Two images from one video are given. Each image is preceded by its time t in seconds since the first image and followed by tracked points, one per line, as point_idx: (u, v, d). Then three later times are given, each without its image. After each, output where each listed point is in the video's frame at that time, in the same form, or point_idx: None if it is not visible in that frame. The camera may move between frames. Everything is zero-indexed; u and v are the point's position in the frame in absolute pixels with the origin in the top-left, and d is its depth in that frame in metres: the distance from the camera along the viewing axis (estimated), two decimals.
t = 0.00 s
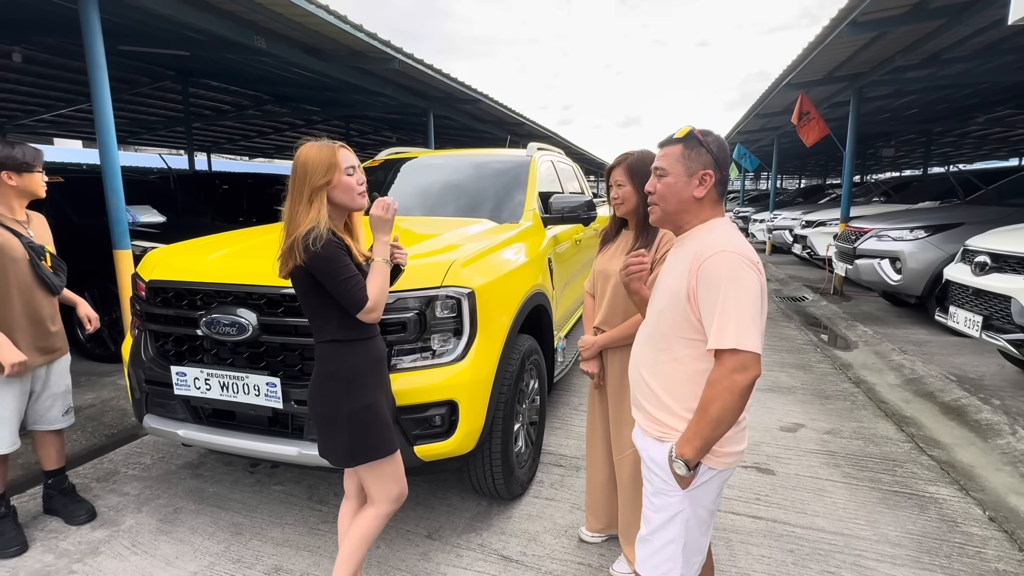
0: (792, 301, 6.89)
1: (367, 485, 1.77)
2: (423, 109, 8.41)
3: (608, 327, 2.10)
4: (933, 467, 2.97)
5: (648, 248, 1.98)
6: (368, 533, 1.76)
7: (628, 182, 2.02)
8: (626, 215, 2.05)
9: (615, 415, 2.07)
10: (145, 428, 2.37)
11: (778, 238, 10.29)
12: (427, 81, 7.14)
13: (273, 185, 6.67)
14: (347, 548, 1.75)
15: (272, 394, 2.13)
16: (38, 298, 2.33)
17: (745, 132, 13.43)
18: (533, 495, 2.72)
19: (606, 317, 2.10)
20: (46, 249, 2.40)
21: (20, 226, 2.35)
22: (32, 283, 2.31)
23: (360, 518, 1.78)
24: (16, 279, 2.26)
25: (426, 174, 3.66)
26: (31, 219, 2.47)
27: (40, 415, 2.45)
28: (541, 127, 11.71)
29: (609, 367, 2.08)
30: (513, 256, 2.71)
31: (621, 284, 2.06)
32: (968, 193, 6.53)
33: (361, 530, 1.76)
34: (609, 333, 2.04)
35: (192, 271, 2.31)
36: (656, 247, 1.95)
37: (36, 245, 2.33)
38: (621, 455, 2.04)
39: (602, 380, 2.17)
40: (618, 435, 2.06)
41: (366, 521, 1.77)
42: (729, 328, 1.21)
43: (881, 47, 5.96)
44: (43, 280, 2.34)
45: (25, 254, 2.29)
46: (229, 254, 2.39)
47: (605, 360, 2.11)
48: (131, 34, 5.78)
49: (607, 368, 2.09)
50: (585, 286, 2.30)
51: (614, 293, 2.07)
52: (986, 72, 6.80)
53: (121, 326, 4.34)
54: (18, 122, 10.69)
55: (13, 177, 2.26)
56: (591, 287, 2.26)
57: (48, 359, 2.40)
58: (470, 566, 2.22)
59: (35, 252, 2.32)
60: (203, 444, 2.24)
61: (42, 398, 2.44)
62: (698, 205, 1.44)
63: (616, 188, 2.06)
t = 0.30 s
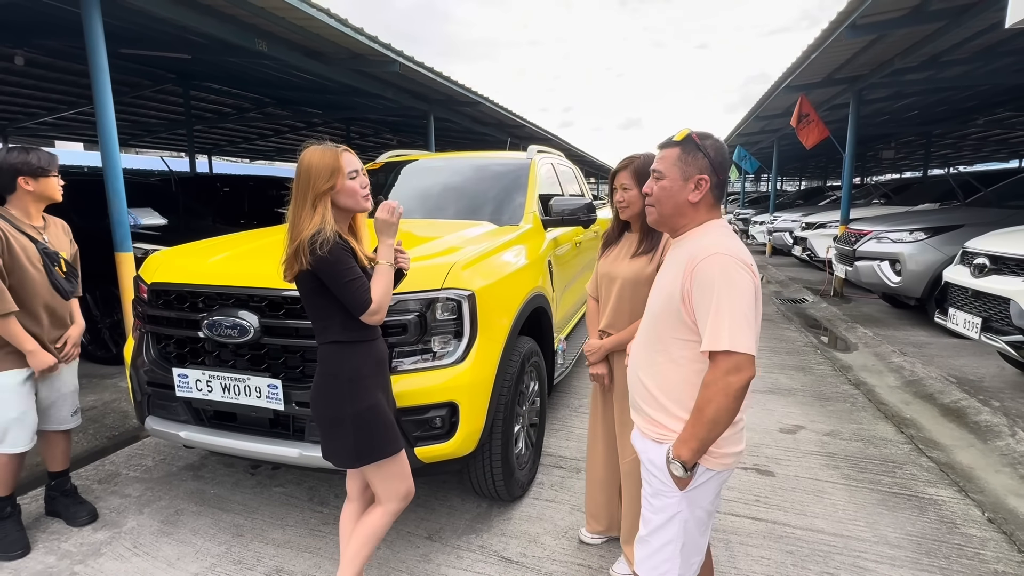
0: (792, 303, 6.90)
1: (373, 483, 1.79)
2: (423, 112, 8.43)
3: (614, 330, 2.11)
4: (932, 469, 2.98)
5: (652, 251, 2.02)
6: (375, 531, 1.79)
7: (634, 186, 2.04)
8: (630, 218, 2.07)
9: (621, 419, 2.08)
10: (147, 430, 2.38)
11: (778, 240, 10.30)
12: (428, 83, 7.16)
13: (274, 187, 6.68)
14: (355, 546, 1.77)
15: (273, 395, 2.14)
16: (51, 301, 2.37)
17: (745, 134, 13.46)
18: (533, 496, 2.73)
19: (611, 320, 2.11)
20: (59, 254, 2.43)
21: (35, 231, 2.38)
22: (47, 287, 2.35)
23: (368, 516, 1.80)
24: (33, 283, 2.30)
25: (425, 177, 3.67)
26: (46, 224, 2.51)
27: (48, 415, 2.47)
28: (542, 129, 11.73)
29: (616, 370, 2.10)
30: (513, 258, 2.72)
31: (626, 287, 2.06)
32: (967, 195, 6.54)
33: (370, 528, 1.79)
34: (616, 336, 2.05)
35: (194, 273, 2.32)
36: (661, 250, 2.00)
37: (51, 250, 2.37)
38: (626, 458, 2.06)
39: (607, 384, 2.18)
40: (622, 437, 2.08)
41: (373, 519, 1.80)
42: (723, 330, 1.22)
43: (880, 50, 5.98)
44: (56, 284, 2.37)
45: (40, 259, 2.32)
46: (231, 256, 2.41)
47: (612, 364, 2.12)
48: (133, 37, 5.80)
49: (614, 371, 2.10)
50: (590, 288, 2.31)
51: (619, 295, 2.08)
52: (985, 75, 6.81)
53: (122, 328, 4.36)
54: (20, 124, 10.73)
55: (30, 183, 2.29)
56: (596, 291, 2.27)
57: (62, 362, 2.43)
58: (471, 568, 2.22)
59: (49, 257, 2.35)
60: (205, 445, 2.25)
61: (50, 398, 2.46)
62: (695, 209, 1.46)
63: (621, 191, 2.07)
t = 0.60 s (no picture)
0: (792, 304, 6.90)
1: (380, 481, 1.80)
2: (423, 114, 8.44)
3: (617, 333, 2.12)
4: (931, 470, 2.99)
5: (654, 254, 2.04)
6: (384, 528, 1.82)
7: (636, 189, 2.05)
8: (632, 221, 2.08)
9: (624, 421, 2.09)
10: (148, 431, 2.39)
11: (778, 241, 10.31)
12: (428, 86, 7.18)
13: (274, 190, 6.70)
14: (367, 544, 1.80)
15: (273, 397, 2.15)
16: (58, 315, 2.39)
17: (745, 136, 13.48)
18: (532, 497, 2.74)
19: (615, 323, 2.12)
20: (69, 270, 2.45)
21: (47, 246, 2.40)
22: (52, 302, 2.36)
23: (378, 513, 1.83)
24: (38, 297, 2.31)
25: (425, 179, 3.68)
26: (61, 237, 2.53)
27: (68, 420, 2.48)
28: (542, 131, 11.74)
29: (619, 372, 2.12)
30: (513, 260, 2.73)
31: (628, 290, 2.08)
32: (966, 197, 6.56)
33: (379, 525, 1.81)
34: (620, 339, 2.07)
35: (194, 275, 2.33)
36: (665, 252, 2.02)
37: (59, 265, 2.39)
38: (629, 460, 2.08)
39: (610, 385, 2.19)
40: (625, 439, 2.09)
41: (383, 517, 1.83)
42: (712, 333, 1.24)
43: (879, 52, 5.99)
44: (62, 299, 2.39)
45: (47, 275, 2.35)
46: (231, 258, 2.42)
47: (616, 366, 2.13)
48: (134, 40, 5.83)
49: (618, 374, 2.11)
50: (592, 291, 2.33)
51: (621, 298, 2.09)
52: (984, 77, 6.83)
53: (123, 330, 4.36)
54: (21, 127, 10.75)
55: (43, 199, 2.30)
56: (598, 293, 2.29)
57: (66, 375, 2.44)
58: (470, 568, 2.23)
59: (57, 274, 2.37)
60: (205, 446, 2.26)
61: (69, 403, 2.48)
62: (689, 211, 1.47)
63: (622, 194, 2.08)
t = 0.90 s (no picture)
0: (790, 306, 6.92)
1: (392, 478, 1.82)
2: (423, 116, 8.46)
3: (616, 335, 2.14)
4: (928, 472, 3.00)
5: (653, 256, 2.05)
6: (409, 517, 1.84)
7: (635, 191, 2.06)
8: (631, 224, 2.09)
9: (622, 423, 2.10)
10: (148, 433, 2.40)
11: (778, 243, 10.33)
12: (428, 88, 7.19)
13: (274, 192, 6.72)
14: (391, 536, 1.82)
15: (272, 398, 2.16)
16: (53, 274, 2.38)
17: (744, 138, 13.51)
18: (531, 498, 2.75)
19: (613, 324, 2.14)
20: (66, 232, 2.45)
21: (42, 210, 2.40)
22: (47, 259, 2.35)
23: (397, 509, 1.84)
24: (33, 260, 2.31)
25: (423, 181, 3.70)
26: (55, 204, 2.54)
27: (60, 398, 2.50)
28: (541, 133, 11.77)
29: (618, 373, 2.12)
30: (512, 262, 2.74)
31: (627, 291, 2.09)
32: (964, 199, 6.57)
33: (402, 519, 1.83)
34: (618, 341, 2.09)
35: (194, 277, 2.35)
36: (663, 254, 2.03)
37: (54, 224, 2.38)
38: (626, 460, 2.09)
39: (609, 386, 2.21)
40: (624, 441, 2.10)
41: (404, 511, 1.84)
42: (703, 336, 1.25)
43: (876, 55, 6.01)
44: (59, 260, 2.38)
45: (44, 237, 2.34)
46: (231, 260, 2.43)
47: (616, 367, 2.15)
48: (133, 42, 5.84)
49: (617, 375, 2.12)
50: (591, 293, 2.34)
51: (620, 299, 2.11)
52: (981, 80, 6.85)
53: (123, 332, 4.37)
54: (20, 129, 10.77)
55: (32, 159, 2.30)
56: (597, 295, 2.30)
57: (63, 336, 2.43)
58: (468, 569, 2.24)
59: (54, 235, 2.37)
60: (204, 448, 2.27)
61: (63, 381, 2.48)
62: (683, 214, 1.48)
63: (622, 196, 2.10)
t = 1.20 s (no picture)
0: (787, 307, 6.94)
1: (399, 478, 1.83)
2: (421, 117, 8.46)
3: (610, 335, 2.15)
4: (923, 472, 3.02)
5: (648, 258, 2.06)
6: (421, 515, 1.85)
7: (633, 194, 2.07)
8: (628, 225, 2.10)
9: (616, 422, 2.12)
10: (145, 434, 2.40)
11: (774, 245, 10.36)
12: (425, 89, 7.20)
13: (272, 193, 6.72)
14: (407, 535, 1.83)
15: (270, 399, 2.16)
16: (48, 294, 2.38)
17: (741, 140, 13.56)
18: (528, 499, 2.75)
19: (608, 324, 2.15)
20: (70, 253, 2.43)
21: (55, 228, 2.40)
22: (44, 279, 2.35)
23: (407, 508, 1.85)
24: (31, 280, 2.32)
25: (420, 183, 3.71)
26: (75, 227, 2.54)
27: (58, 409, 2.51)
28: (539, 135, 11.79)
29: (611, 373, 2.14)
30: (509, 264, 2.76)
31: (623, 292, 2.10)
32: (959, 201, 6.60)
33: (413, 518, 1.84)
34: (612, 341, 2.10)
35: (192, 278, 2.35)
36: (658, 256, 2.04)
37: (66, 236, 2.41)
38: (621, 459, 2.10)
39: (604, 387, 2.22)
40: (618, 441, 2.12)
41: (414, 510, 1.85)
42: (698, 340, 1.26)
43: (872, 58, 6.04)
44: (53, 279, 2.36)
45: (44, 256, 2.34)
46: (228, 262, 2.44)
47: (610, 367, 2.16)
48: (130, 43, 5.83)
49: (611, 374, 2.13)
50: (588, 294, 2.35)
51: (615, 300, 2.12)
52: (976, 83, 6.89)
53: (120, 333, 4.36)
54: (17, 129, 10.74)
55: (44, 179, 2.31)
56: (593, 295, 2.31)
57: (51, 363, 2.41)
58: (466, 569, 2.25)
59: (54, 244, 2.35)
60: (202, 449, 2.27)
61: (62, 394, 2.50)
62: (682, 217, 1.49)
63: (620, 199, 2.11)
